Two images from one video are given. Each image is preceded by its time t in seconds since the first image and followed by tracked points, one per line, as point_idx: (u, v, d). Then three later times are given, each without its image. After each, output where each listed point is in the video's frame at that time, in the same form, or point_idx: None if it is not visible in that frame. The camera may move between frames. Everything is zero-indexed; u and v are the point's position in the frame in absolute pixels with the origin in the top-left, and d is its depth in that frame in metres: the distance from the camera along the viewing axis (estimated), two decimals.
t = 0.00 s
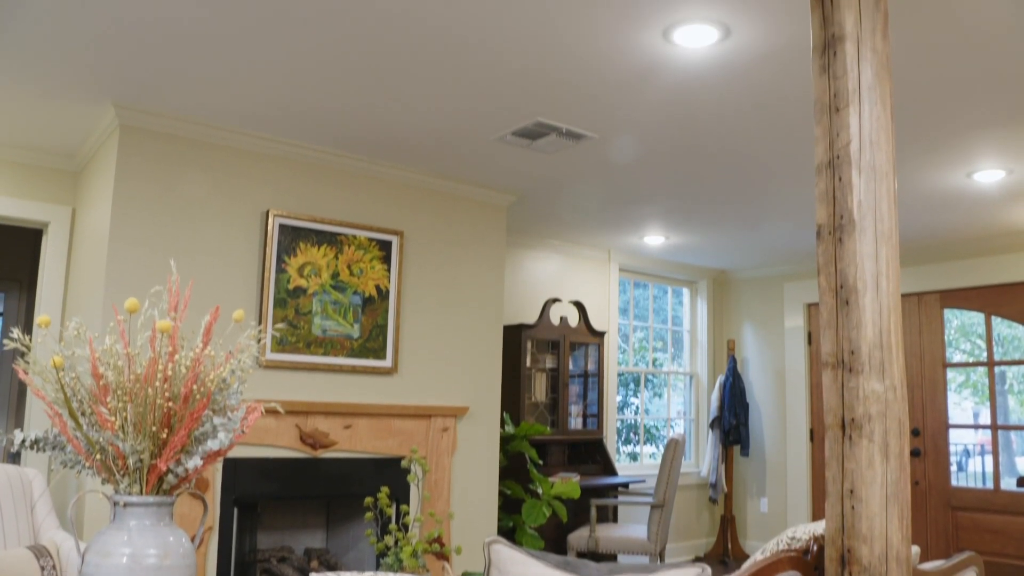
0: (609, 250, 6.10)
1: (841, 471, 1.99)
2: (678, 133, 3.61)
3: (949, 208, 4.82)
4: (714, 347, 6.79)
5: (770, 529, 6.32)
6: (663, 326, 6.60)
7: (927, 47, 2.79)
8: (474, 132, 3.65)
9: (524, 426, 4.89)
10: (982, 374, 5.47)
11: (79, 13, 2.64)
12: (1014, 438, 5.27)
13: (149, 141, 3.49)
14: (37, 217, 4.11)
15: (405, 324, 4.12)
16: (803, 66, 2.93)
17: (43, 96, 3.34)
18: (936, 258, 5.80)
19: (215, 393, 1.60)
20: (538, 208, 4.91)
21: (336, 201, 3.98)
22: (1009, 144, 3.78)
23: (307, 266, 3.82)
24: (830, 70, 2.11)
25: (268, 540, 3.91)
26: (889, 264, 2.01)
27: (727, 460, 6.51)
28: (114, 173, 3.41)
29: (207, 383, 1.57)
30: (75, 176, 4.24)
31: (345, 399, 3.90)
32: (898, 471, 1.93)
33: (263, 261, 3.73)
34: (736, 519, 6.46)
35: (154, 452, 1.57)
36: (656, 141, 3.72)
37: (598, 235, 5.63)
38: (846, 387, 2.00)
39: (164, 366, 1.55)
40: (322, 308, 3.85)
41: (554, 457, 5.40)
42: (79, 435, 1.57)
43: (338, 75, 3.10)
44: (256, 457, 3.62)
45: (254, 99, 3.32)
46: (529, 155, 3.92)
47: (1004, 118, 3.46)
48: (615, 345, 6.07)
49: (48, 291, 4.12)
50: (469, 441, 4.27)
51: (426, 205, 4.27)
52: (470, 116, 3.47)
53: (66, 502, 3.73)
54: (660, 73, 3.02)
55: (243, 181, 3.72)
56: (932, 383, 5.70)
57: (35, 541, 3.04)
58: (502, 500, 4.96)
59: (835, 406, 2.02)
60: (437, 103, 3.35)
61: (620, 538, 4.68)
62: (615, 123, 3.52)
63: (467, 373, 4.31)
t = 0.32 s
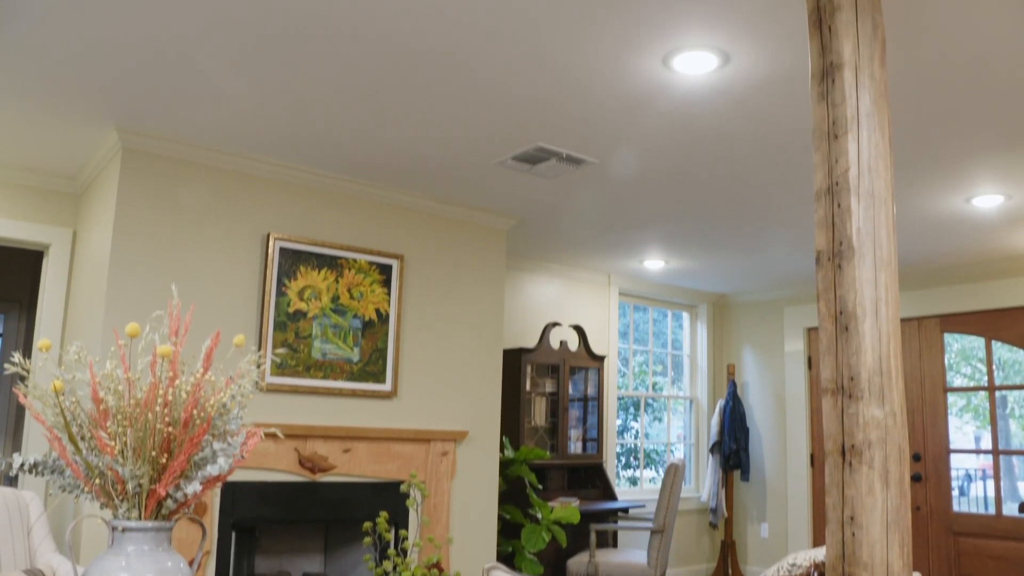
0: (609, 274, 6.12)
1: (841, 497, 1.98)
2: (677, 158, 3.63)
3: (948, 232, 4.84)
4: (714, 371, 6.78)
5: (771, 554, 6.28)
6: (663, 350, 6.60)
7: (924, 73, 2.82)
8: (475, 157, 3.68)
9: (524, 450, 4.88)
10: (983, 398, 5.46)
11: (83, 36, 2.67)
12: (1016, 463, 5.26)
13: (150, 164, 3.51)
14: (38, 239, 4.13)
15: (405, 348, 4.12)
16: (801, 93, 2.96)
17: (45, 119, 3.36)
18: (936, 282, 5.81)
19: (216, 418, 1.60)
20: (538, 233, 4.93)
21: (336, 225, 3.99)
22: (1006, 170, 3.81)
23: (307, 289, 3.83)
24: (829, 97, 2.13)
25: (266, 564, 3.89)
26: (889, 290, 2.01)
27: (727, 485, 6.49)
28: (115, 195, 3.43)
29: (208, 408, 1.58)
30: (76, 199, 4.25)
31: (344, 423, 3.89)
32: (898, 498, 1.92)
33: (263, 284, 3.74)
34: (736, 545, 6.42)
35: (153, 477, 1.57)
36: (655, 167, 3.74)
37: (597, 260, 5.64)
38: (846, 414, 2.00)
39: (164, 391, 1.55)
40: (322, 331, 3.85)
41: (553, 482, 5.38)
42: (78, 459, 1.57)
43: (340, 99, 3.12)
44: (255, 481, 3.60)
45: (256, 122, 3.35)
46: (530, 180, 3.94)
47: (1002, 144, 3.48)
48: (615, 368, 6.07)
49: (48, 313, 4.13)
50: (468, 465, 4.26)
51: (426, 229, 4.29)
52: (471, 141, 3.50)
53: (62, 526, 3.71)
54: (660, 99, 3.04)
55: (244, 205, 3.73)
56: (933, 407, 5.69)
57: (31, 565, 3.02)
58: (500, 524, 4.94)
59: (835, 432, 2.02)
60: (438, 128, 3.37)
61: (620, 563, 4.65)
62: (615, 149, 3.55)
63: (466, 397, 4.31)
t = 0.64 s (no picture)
0: (609, 298, 6.13)
1: (841, 524, 1.97)
2: (676, 184, 3.66)
3: (947, 257, 4.85)
4: (714, 396, 6.77)
5: None
6: (663, 374, 6.60)
7: (921, 98, 2.85)
8: (475, 182, 3.70)
9: (523, 475, 4.86)
10: (984, 422, 5.45)
11: (87, 59, 2.69)
12: (1017, 488, 5.24)
13: (152, 187, 3.53)
14: (40, 262, 4.14)
15: (404, 372, 4.12)
16: (799, 120, 2.98)
17: (49, 141, 3.39)
18: (935, 306, 5.81)
19: (215, 443, 1.60)
20: (538, 257, 4.94)
21: (337, 248, 4.01)
22: (1005, 195, 3.82)
23: (307, 313, 3.84)
24: (827, 124, 2.14)
25: None
26: (888, 316, 2.02)
27: (727, 510, 6.46)
28: (117, 218, 3.45)
29: (208, 434, 1.58)
30: (79, 221, 4.27)
31: (343, 447, 3.88)
32: (898, 525, 1.92)
33: (263, 308, 3.74)
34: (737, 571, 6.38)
35: (152, 502, 1.57)
36: (655, 192, 3.76)
37: (597, 284, 5.66)
38: (846, 440, 1.99)
39: (165, 416, 1.56)
40: (321, 355, 3.85)
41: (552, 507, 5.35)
42: (77, 484, 1.57)
43: (342, 124, 3.14)
44: (253, 505, 3.59)
45: (258, 147, 3.38)
46: (530, 205, 3.96)
47: (1000, 169, 3.50)
48: (614, 393, 6.07)
49: (48, 336, 4.13)
50: (467, 490, 4.24)
51: (427, 253, 4.30)
52: (472, 166, 3.52)
53: (59, 551, 3.69)
54: (659, 125, 3.06)
55: (245, 228, 3.75)
56: (933, 432, 5.67)
57: None
58: (500, 550, 4.91)
59: (835, 459, 2.01)
60: (439, 153, 3.40)
61: None
62: (614, 175, 3.57)
63: (465, 421, 4.30)
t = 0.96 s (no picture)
0: (609, 323, 6.13)
1: (842, 550, 1.96)
2: (675, 210, 3.68)
3: (946, 282, 4.86)
4: (714, 421, 6.76)
5: None
6: (663, 399, 6.59)
7: (918, 123, 2.87)
8: (476, 207, 3.72)
9: (522, 500, 4.85)
10: (985, 447, 5.43)
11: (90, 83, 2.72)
12: (1020, 513, 5.21)
13: (153, 211, 3.55)
14: (41, 284, 4.15)
15: (404, 397, 4.11)
16: (798, 147, 3.00)
17: (51, 165, 3.41)
18: (935, 331, 5.82)
19: (215, 468, 1.60)
20: (538, 282, 4.95)
21: (337, 273, 4.02)
22: (1003, 220, 3.84)
23: (307, 336, 3.84)
24: (826, 152, 2.16)
25: None
26: (887, 342, 2.02)
27: (727, 535, 6.42)
28: (118, 242, 3.46)
29: (208, 459, 1.58)
30: (81, 245, 4.29)
31: (342, 471, 3.86)
32: (899, 552, 1.91)
33: (263, 332, 3.75)
34: None
35: (151, 527, 1.57)
36: (655, 217, 3.78)
37: (597, 308, 5.66)
38: (846, 467, 1.99)
39: (165, 441, 1.57)
40: (321, 379, 3.85)
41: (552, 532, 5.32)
42: (75, 508, 1.57)
43: (344, 149, 3.17)
44: (252, 530, 3.58)
45: (260, 171, 3.40)
46: (530, 229, 3.98)
47: (998, 195, 3.52)
48: (614, 417, 6.06)
49: (48, 359, 4.13)
50: (466, 515, 4.22)
51: (427, 277, 4.32)
52: (472, 191, 3.55)
53: None
54: (659, 151, 3.08)
55: (246, 252, 3.76)
56: (934, 457, 5.66)
57: None
58: None
59: (835, 485, 2.01)
60: (439, 178, 3.42)
61: None
62: (614, 200, 3.59)
63: (464, 446, 4.29)
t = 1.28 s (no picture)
0: (609, 348, 6.13)
1: None
2: (675, 236, 3.70)
3: (946, 307, 4.86)
4: (714, 446, 6.74)
5: None
6: (663, 424, 6.58)
7: (916, 150, 2.89)
8: (475, 232, 3.74)
9: (521, 526, 4.82)
10: (986, 472, 5.41)
11: (95, 105, 2.74)
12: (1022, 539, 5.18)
13: (155, 235, 3.56)
14: (41, 307, 4.15)
15: (403, 421, 4.11)
16: (796, 173, 3.03)
17: (54, 187, 3.43)
18: (934, 357, 5.82)
19: (215, 494, 1.60)
20: (538, 307, 4.96)
21: (337, 297, 4.02)
22: (1001, 246, 3.86)
23: (307, 361, 3.84)
24: (824, 179, 2.18)
25: None
26: (886, 370, 2.03)
27: (727, 561, 6.38)
28: (119, 265, 3.47)
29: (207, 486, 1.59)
30: (82, 268, 4.30)
31: (340, 496, 3.85)
32: None
33: (263, 356, 3.75)
34: None
35: (149, 553, 1.56)
36: (654, 243, 3.80)
37: (596, 333, 5.67)
38: (846, 494, 1.98)
39: (164, 467, 1.57)
40: (320, 404, 3.85)
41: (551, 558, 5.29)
42: (74, 534, 1.56)
43: (345, 173, 3.19)
44: (251, 555, 3.56)
45: (262, 195, 3.42)
46: (530, 255, 3.99)
47: (994, 221, 3.54)
48: (614, 442, 6.04)
49: (47, 382, 4.13)
50: (464, 540, 4.20)
51: (428, 301, 4.32)
52: (472, 217, 3.57)
53: None
54: (658, 177, 3.11)
55: (246, 276, 3.77)
56: (935, 482, 5.63)
57: None
58: None
59: (835, 513, 2.00)
60: (439, 203, 3.44)
61: None
62: (613, 226, 3.61)
63: (463, 471, 4.27)
